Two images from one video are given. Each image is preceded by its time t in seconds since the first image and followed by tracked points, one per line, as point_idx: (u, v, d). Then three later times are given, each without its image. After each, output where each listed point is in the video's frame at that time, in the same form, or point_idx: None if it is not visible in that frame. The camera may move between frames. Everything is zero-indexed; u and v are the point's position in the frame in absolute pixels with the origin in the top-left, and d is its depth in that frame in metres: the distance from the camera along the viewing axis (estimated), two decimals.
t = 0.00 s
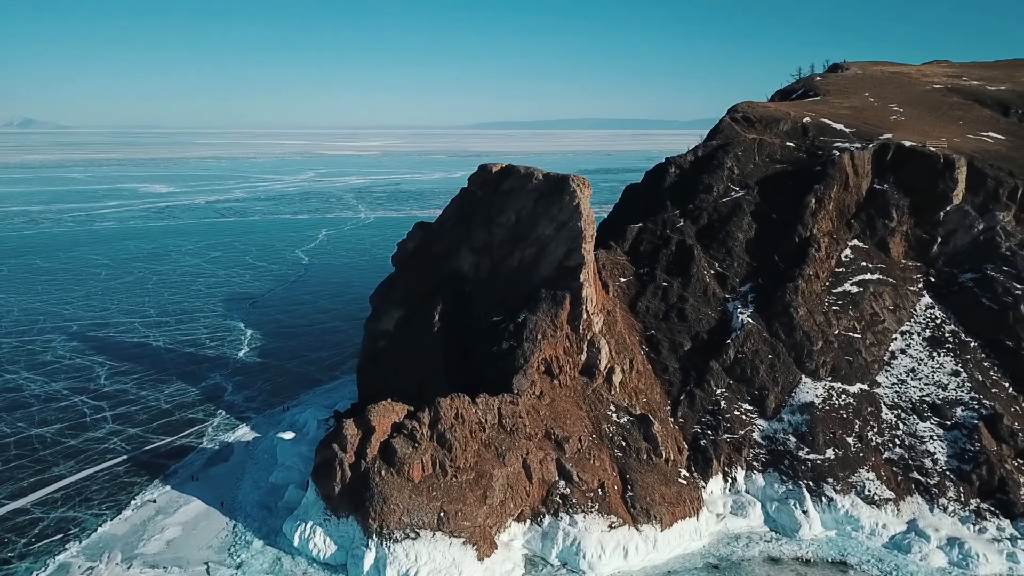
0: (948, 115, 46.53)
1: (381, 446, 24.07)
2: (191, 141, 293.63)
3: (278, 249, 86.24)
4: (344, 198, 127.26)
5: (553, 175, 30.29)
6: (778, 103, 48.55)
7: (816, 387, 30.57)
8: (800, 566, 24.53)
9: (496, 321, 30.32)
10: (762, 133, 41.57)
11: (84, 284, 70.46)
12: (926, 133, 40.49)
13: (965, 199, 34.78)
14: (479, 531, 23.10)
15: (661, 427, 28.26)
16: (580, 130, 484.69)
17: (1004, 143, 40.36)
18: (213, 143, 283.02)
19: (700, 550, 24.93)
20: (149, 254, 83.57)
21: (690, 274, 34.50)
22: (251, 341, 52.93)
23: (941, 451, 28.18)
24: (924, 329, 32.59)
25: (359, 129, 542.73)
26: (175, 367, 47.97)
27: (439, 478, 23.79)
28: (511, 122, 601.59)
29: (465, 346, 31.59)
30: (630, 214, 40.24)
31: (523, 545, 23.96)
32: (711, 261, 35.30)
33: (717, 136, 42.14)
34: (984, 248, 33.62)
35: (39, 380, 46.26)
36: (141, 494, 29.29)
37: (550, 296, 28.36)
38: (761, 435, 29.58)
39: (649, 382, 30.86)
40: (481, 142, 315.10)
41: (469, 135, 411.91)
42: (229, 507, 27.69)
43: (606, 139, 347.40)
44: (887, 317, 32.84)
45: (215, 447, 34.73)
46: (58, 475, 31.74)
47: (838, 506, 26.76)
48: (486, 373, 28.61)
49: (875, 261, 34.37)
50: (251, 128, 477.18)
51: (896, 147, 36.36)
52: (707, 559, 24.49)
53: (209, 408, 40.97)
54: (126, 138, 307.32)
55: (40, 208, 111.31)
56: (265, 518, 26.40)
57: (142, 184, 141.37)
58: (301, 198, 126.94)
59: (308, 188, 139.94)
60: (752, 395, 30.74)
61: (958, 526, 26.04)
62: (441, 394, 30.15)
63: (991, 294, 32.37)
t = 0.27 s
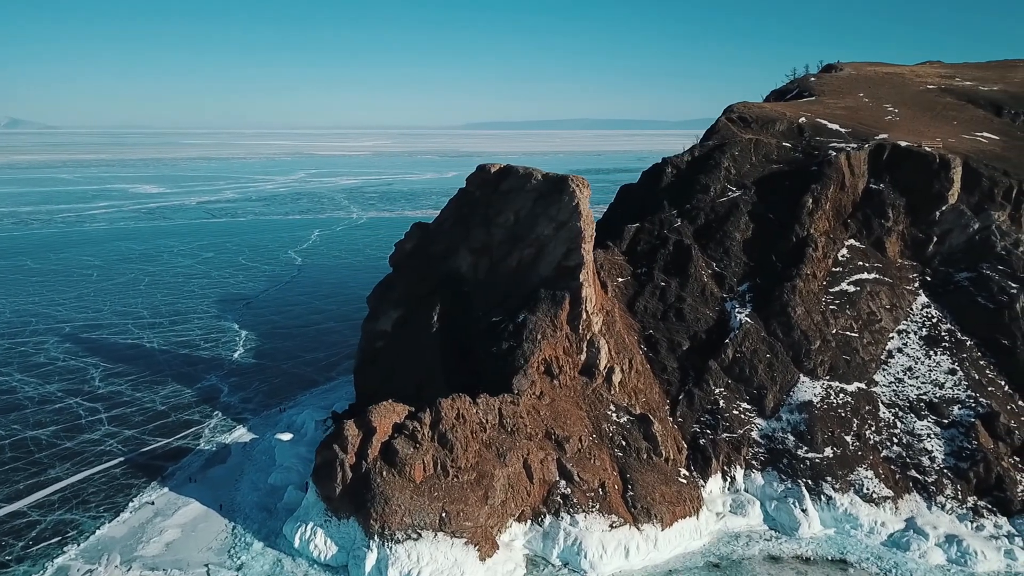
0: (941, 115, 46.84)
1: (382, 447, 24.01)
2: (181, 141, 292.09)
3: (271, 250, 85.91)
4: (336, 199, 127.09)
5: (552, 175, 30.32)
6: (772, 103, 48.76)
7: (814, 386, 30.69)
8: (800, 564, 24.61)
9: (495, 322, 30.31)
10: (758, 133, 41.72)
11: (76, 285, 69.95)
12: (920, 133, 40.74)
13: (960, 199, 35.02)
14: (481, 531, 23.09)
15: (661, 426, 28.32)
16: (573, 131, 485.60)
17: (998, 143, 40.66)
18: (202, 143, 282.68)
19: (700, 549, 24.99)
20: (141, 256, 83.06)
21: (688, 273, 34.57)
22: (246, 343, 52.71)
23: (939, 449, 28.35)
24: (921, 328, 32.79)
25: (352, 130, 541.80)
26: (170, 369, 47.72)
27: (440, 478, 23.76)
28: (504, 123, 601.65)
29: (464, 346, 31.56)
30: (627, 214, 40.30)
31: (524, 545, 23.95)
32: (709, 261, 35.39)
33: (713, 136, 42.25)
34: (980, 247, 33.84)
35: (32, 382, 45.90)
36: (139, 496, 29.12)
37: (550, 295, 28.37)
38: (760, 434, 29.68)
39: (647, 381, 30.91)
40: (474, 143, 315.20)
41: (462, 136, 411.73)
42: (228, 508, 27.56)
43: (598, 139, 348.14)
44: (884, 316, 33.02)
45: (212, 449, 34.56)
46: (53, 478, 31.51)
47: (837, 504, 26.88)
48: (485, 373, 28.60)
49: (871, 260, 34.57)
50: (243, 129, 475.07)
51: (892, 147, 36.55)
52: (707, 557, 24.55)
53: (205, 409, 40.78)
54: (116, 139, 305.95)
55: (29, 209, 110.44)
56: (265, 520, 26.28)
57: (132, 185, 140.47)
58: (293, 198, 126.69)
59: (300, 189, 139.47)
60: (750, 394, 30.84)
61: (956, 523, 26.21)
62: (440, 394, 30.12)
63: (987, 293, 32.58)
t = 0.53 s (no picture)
0: (935, 115, 47.14)
1: (383, 448, 23.94)
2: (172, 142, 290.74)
3: (264, 250, 85.59)
4: (329, 199, 126.86)
5: (552, 175, 30.34)
6: (768, 104, 48.94)
7: (812, 385, 30.82)
8: (800, 563, 24.70)
9: (494, 322, 30.30)
10: (755, 133, 41.86)
11: (68, 287, 69.44)
12: (915, 134, 40.98)
13: (955, 199, 35.26)
14: (483, 532, 23.08)
15: (660, 426, 28.38)
16: (566, 131, 486.30)
17: (992, 143, 40.94)
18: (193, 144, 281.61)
19: (700, 548, 25.04)
20: (132, 257, 82.57)
21: (686, 273, 34.63)
22: (241, 344, 52.48)
23: (936, 447, 28.52)
24: (917, 327, 32.97)
25: (344, 130, 541.13)
26: (165, 371, 47.45)
27: (441, 478, 23.73)
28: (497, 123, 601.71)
29: (463, 346, 31.55)
30: (624, 214, 40.34)
31: (525, 545, 23.95)
32: (706, 261, 35.46)
33: (709, 136, 42.36)
34: (975, 246, 34.08)
35: (26, 384, 45.56)
36: (137, 499, 28.96)
37: (549, 296, 28.38)
38: (759, 433, 29.77)
39: (646, 381, 30.97)
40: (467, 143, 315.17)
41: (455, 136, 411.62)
42: (228, 510, 27.43)
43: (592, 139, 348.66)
44: (881, 315, 33.18)
45: (209, 451, 34.40)
46: (50, 481, 31.29)
47: (836, 503, 26.99)
48: (485, 374, 28.58)
49: (867, 260, 34.74)
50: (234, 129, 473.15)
51: (888, 147, 36.76)
52: (708, 556, 24.60)
53: (202, 411, 40.58)
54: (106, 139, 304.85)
55: (17, 210, 109.64)
56: (265, 521, 26.18)
57: (121, 186, 139.63)
58: (286, 199, 126.35)
59: (291, 190, 139.09)
60: (749, 394, 30.94)
61: (954, 521, 26.36)
62: (440, 395, 30.08)
63: (983, 292, 32.78)
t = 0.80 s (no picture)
0: (930, 116, 47.38)
1: (384, 449, 23.89)
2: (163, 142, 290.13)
3: (258, 251, 85.36)
4: (322, 200, 126.69)
5: (551, 175, 30.35)
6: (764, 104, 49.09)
7: (811, 384, 30.92)
8: (800, 561, 24.77)
9: (494, 322, 30.30)
10: (751, 133, 41.99)
11: (61, 288, 69.04)
12: (911, 134, 41.19)
13: (952, 198, 35.44)
14: (484, 532, 23.06)
15: (660, 426, 28.42)
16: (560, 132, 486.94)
17: (987, 143, 41.16)
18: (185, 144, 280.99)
19: (701, 547, 25.08)
20: (126, 257, 82.17)
21: (685, 273, 34.68)
22: (237, 345, 52.30)
23: (934, 445, 28.66)
24: (914, 326, 33.12)
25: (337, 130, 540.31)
26: (161, 372, 47.25)
27: (443, 479, 23.70)
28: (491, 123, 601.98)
29: (462, 346, 31.53)
30: (622, 214, 40.38)
31: (526, 545, 23.93)
32: (705, 261, 35.53)
33: (706, 136, 42.46)
34: (971, 246, 34.26)
35: (21, 386, 45.28)
36: (135, 500, 28.83)
37: (549, 296, 28.40)
38: (758, 433, 29.85)
39: (645, 381, 31.03)
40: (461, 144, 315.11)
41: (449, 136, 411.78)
42: (227, 511, 27.32)
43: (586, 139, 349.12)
44: (878, 314, 33.32)
45: (207, 452, 34.27)
46: (47, 483, 31.11)
47: (835, 502, 27.09)
48: (485, 374, 28.56)
49: (865, 259, 34.88)
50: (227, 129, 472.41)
51: (885, 147, 36.92)
52: (708, 556, 24.64)
53: (199, 412, 40.43)
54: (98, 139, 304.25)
55: (8, 210, 109.09)
56: (265, 522, 26.09)
57: (113, 186, 139.09)
58: (279, 200, 126.10)
59: (284, 190, 138.84)
60: (748, 393, 31.02)
61: (952, 519, 26.48)
62: (439, 395, 30.05)
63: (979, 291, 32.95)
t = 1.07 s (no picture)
0: (924, 116, 47.67)
1: (385, 450, 23.84)
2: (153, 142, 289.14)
3: (251, 252, 85.05)
4: (314, 200, 126.36)
5: (550, 176, 30.36)
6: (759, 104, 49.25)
7: (809, 383, 31.04)
8: (800, 560, 24.84)
9: (493, 322, 30.31)
10: (748, 134, 42.14)
11: (53, 289, 68.55)
12: (905, 134, 41.45)
13: (947, 198, 35.65)
14: (486, 532, 23.04)
15: (660, 425, 28.48)
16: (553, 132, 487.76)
17: (981, 143, 41.41)
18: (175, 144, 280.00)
19: (701, 546, 25.14)
20: (117, 259, 81.67)
21: (682, 273, 34.76)
22: (231, 346, 52.08)
23: (932, 444, 28.84)
24: (911, 325, 33.32)
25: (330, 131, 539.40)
26: (156, 373, 47.01)
27: (444, 479, 23.69)
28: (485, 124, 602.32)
29: (461, 346, 31.53)
30: (619, 214, 40.44)
31: (527, 545, 23.92)
32: (702, 261, 35.62)
33: (703, 136, 42.59)
34: (967, 245, 34.48)
35: (14, 388, 44.95)
36: (133, 502, 28.66)
37: (548, 296, 28.42)
38: (757, 432, 29.96)
39: (644, 380, 31.10)
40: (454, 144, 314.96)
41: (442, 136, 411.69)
42: (226, 513, 27.20)
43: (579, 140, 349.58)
44: (875, 314, 33.49)
45: (204, 453, 34.11)
46: (43, 485, 30.89)
47: (834, 500, 27.21)
48: (484, 374, 28.55)
49: (861, 259, 35.07)
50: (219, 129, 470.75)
51: (881, 147, 37.10)
52: (709, 554, 24.69)
53: (195, 413, 40.26)
54: (82, 139, 304.29)
55: None
56: (264, 524, 25.98)
57: (103, 187, 138.36)
58: (270, 200, 125.69)
59: (276, 190, 138.46)
60: (746, 392, 31.14)
61: (950, 517, 26.64)
62: (438, 395, 30.02)
63: (975, 290, 33.15)
